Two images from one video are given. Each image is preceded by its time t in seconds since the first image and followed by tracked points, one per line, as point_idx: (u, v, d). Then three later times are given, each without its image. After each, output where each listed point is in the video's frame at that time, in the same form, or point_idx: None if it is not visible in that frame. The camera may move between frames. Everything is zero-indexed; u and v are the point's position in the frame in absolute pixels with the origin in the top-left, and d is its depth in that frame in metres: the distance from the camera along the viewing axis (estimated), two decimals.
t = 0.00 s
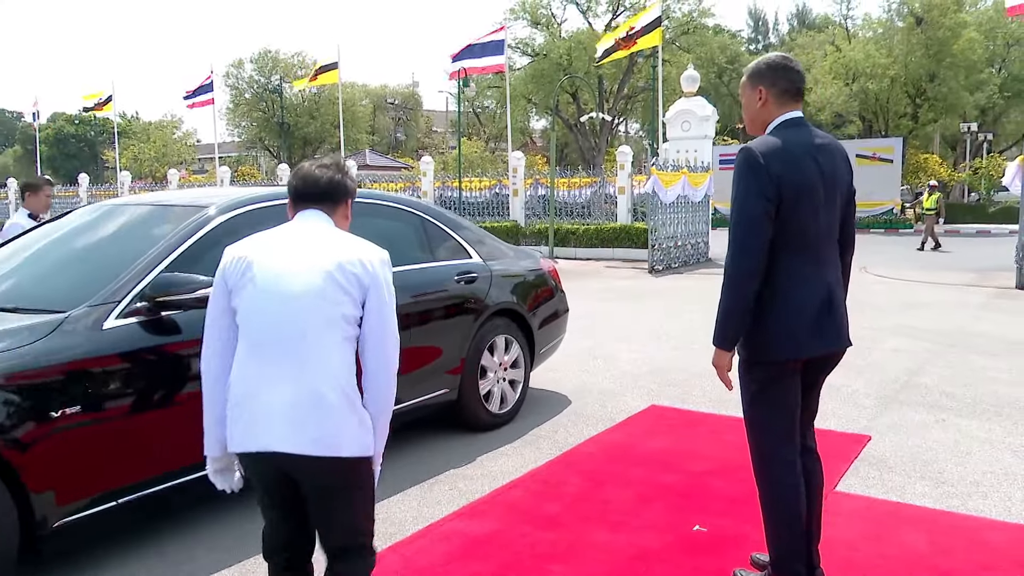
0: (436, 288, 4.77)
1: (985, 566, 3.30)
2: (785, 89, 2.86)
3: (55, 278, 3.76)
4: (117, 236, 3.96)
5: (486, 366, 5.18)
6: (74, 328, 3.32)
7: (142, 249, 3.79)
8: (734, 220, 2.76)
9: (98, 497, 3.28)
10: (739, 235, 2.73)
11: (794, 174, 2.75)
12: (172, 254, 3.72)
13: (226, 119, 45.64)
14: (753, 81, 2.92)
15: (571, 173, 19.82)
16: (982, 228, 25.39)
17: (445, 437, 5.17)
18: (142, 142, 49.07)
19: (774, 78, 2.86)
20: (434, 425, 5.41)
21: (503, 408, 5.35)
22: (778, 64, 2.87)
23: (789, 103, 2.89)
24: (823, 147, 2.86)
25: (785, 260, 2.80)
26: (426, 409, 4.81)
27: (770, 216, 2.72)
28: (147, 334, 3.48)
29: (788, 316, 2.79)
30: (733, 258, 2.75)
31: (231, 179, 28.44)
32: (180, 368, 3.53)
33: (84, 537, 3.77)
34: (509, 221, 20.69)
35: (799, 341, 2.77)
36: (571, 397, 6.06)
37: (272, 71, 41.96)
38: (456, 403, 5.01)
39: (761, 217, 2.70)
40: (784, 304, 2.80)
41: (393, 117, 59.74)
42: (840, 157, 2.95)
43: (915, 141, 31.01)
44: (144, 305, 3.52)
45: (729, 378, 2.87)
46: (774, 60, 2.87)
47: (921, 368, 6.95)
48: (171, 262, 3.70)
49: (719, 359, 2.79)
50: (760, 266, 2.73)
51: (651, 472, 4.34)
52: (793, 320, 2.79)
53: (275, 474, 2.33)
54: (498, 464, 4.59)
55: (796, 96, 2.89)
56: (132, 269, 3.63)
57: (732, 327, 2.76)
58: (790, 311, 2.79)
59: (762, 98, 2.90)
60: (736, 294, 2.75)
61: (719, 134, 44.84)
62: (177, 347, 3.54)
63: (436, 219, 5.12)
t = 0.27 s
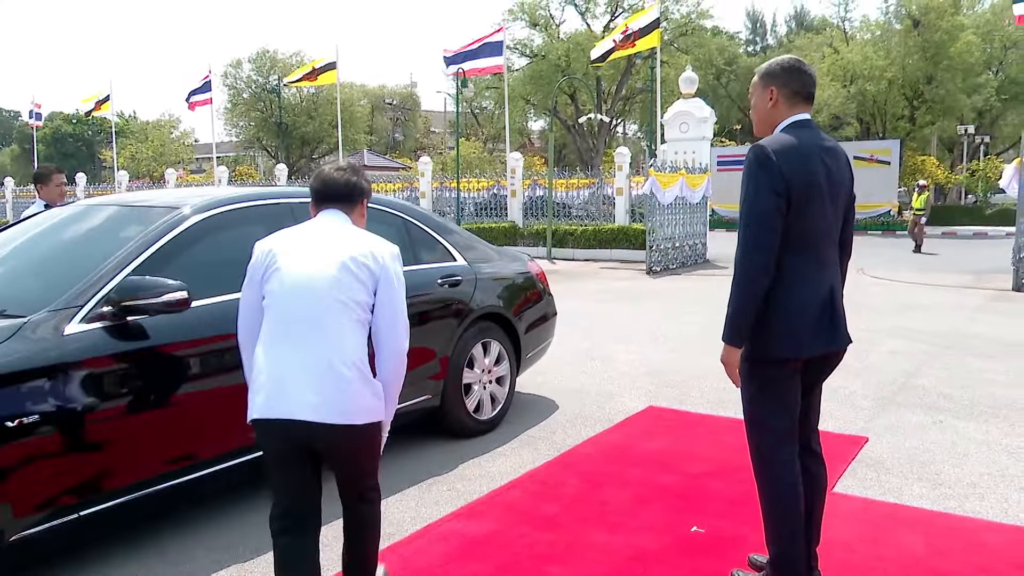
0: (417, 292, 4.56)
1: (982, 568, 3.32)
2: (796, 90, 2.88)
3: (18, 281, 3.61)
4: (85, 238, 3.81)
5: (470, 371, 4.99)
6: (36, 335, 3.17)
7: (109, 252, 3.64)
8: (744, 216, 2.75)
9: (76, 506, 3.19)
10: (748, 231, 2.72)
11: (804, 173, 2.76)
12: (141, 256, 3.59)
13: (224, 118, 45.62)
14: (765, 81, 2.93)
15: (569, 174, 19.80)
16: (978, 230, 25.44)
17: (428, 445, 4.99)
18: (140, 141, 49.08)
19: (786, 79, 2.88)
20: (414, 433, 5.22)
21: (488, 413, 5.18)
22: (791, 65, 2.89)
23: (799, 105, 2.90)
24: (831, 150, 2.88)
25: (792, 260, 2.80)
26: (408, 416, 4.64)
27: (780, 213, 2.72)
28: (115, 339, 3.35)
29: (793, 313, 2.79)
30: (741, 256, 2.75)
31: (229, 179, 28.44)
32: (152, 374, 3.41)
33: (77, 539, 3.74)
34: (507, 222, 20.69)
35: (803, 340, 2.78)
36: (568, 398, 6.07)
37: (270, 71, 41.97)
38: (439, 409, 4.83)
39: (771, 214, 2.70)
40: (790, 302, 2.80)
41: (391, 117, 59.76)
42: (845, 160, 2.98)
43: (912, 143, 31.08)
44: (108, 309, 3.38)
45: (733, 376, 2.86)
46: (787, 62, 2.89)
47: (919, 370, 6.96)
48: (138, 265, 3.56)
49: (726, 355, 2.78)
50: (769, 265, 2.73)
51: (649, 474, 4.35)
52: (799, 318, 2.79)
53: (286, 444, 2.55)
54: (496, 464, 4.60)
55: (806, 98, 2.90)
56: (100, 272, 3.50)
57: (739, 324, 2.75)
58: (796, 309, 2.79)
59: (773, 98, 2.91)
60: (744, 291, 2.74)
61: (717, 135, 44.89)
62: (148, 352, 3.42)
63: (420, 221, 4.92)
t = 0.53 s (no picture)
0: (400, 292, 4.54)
1: (979, 566, 3.33)
2: (801, 90, 2.90)
3: None
4: (60, 239, 3.73)
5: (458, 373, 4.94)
6: (6, 338, 3.07)
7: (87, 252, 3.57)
8: (749, 211, 2.76)
9: (41, 515, 3.11)
10: (755, 227, 2.73)
11: (808, 169, 2.77)
12: (115, 257, 3.51)
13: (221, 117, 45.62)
14: (770, 80, 2.94)
15: (567, 174, 19.79)
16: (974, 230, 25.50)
17: (416, 447, 4.94)
18: (137, 140, 49.05)
19: (790, 77, 2.89)
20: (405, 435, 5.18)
21: (477, 416, 5.12)
22: (796, 64, 2.90)
23: (803, 104, 2.91)
24: (834, 149, 2.90)
25: (795, 257, 2.81)
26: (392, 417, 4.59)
27: (785, 208, 2.73)
28: (89, 342, 3.25)
29: (798, 311, 2.79)
30: (746, 252, 2.75)
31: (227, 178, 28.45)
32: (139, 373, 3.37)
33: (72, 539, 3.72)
34: (505, 221, 20.70)
35: (807, 337, 2.79)
36: (566, 397, 6.07)
37: (268, 69, 41.94)
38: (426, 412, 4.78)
39: (776, 209, 2.71)
40: (794, 298, 2.80)
41: (389, 116, 59.76)
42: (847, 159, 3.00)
43: (909, 143, 31.15)
44: (80, 311, 3.28)
45: (739, 373, 2.86)
46: (792, 62, 2.90)
47: (915, 370, 6.97)
48: (113, 266, 3.49)
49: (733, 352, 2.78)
50: (774, 260, 2.73)
51: (647, 473, 4.35)
52: (803, 314, 2.80)
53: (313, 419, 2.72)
54: (494, 464, 4.60)
55: (810, 97, 2.91)
56: (75, 273, 3.42)
57: (745, 320, 2.75)
58: (800, 306, 2.80)
59: (778, 97, 2.92)
60: (750, 287, 2.74)
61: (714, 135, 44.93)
62: (126, 353, 3.34)
63: (408, 222, 4.91)
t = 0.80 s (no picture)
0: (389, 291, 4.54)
1: (980, 566, 3.33)
2: (809, 90, 2.90)
3: None
4: (45, 239, 3.70)
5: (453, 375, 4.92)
6: None
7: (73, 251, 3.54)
8: (757, 206, 2.76)
9: (24, 518, 3.07)
10: (764, 223, 2.74)
11: (816, 167, 2.77)
12: (99, 257, 3.47)
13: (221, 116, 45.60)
14: (778, 80, 2.95)
15: (567, 174, 19.76)
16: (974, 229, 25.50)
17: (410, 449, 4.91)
18: (138, 139, 49.03)
19: (798, 78, 2.91)
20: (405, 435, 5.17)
21: (470, 418, 5.08)
22: (804, 66, 2.92)
23: (810, 103, 2.91)
24: (842, 148, 2.90)
25: (803, 255, 2.81)
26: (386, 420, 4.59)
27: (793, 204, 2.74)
28: (71, 345, 3.21)
29: (804, 306, 2.79)
30: (754, 248, 2.76)
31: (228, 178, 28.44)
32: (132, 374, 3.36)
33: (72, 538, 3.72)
34: (505, 220, 20.69)
35: (814, 335, 2.79)
36: (566, 396, 6.06)
37: (268, 68, 41.89)
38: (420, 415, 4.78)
39: (784, 205, 2.71)
40: (801, 294, 2.80)
41: (389, 115, 59.76)
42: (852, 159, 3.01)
43: (909, 143, 31.14)
44: (64, 312, 3.24)
45: (747, 369, 2.86)
46: (800, 62, 2.92)
47: (916, 369, 6.97)
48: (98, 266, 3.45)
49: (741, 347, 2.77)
50: (782, 257, 2.73)
51: (649, 473, 4.35)
52: (810, 311, 2.79)
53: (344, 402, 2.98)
54: (494, 463, 4.60)
55: (818, 97, 2.92)
56: (59, 273, 3.38)
57: (752, 316, 2.76)
58: (807, 302, 2.79)
59: (786, 95, 2.93)
60: (757, 283, 2.74)
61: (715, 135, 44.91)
62: (111, 355, 3.30)
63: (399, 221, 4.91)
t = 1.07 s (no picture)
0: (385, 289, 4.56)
1: (981, 566, 3.32)
2: (811, 90, 2.90)
3: None
4: (41, 238, 3.69)
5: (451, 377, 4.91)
6: None
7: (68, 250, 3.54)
8: (762, 205, 2.76)
9: (22, 517, 3.07)
10: (770, 221, 2.73)
11: (820, 166, 2.77)
12: (95, 256, 3.46)
13: (223, 115, 45.57)
14: (780, 79, 2.95)
15: (569, 172, 19.73)
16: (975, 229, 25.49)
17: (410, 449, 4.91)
18: (139, 137, 49.01)
19: (798, 78, 2.91)
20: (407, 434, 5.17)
21: (469, 418, 5.08)
22: (805, 65, 2.91)
23: (812, 103, 2.91)
24: (843, 148, 2.91)
25: (808, 253, 2.80)
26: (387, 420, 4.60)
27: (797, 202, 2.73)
28: (69, 344, 3.21)
29: (809, 304, 2.79)
30: (760, 247, 2.75)
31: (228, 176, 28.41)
32: (134, 372, 3.37)
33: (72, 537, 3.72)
34: (506, 219, 20.68)
35: (819, 333, 2.78)
36: (567, 395, 6.06)
37: (269, 67, 41.85)
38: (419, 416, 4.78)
39: (789, 203, 2.71)
40: (807, 293, 2.79)
41: (390, 114, 59.71)
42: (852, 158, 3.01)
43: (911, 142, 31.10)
44: (60, 311, 3.23)
45: (751, 368, 2.85)
46: (800, 62, 2.91)
47: (917, 369, 6.96)
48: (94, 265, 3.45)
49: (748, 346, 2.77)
50: (787, 256, 2.72)
51: (650, 471, 4.35)
52: (814, 310, 2.79)
53: (371, 382, 3.35)
54: (495, 462, 4.60)
55: (819, 97, 2.92)
56: (55, 273, 3.38)
57: (758, 314, 2.75)
58: (811, 300, 2.79)
59: (787, 96, 2.93)
60: (762, 282, 2.74)
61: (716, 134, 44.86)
62: (108, 354, 3.29)
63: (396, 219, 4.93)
